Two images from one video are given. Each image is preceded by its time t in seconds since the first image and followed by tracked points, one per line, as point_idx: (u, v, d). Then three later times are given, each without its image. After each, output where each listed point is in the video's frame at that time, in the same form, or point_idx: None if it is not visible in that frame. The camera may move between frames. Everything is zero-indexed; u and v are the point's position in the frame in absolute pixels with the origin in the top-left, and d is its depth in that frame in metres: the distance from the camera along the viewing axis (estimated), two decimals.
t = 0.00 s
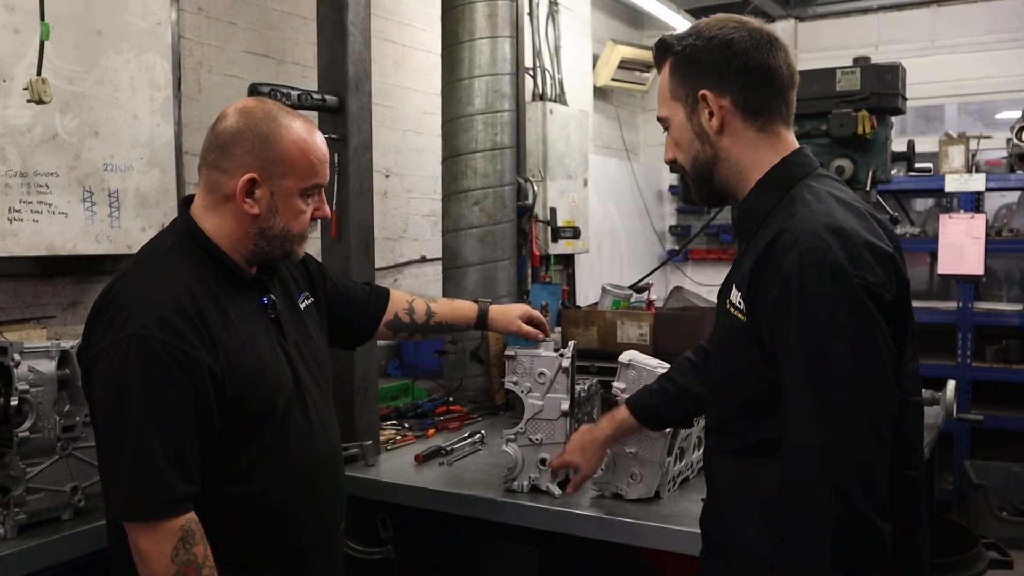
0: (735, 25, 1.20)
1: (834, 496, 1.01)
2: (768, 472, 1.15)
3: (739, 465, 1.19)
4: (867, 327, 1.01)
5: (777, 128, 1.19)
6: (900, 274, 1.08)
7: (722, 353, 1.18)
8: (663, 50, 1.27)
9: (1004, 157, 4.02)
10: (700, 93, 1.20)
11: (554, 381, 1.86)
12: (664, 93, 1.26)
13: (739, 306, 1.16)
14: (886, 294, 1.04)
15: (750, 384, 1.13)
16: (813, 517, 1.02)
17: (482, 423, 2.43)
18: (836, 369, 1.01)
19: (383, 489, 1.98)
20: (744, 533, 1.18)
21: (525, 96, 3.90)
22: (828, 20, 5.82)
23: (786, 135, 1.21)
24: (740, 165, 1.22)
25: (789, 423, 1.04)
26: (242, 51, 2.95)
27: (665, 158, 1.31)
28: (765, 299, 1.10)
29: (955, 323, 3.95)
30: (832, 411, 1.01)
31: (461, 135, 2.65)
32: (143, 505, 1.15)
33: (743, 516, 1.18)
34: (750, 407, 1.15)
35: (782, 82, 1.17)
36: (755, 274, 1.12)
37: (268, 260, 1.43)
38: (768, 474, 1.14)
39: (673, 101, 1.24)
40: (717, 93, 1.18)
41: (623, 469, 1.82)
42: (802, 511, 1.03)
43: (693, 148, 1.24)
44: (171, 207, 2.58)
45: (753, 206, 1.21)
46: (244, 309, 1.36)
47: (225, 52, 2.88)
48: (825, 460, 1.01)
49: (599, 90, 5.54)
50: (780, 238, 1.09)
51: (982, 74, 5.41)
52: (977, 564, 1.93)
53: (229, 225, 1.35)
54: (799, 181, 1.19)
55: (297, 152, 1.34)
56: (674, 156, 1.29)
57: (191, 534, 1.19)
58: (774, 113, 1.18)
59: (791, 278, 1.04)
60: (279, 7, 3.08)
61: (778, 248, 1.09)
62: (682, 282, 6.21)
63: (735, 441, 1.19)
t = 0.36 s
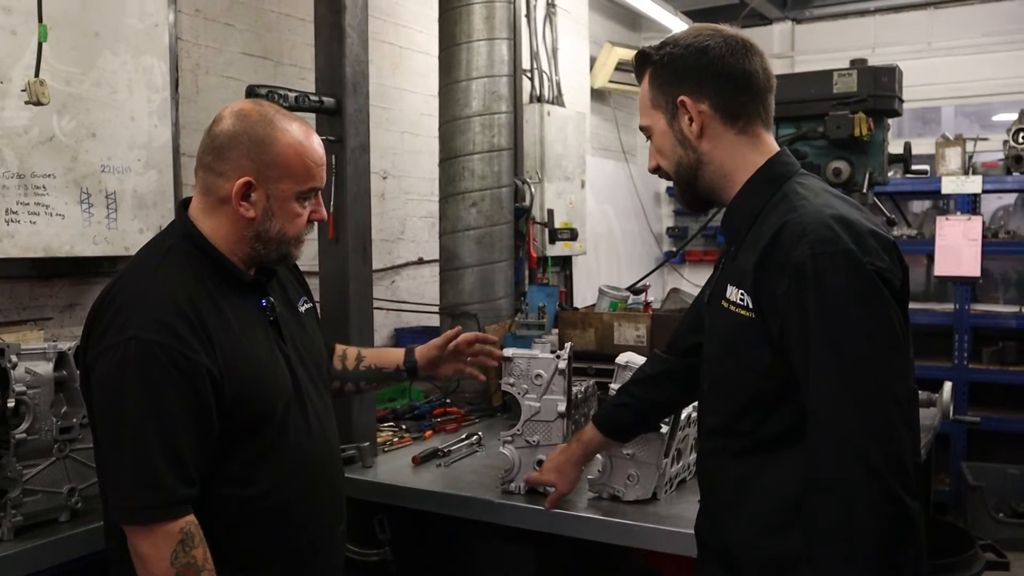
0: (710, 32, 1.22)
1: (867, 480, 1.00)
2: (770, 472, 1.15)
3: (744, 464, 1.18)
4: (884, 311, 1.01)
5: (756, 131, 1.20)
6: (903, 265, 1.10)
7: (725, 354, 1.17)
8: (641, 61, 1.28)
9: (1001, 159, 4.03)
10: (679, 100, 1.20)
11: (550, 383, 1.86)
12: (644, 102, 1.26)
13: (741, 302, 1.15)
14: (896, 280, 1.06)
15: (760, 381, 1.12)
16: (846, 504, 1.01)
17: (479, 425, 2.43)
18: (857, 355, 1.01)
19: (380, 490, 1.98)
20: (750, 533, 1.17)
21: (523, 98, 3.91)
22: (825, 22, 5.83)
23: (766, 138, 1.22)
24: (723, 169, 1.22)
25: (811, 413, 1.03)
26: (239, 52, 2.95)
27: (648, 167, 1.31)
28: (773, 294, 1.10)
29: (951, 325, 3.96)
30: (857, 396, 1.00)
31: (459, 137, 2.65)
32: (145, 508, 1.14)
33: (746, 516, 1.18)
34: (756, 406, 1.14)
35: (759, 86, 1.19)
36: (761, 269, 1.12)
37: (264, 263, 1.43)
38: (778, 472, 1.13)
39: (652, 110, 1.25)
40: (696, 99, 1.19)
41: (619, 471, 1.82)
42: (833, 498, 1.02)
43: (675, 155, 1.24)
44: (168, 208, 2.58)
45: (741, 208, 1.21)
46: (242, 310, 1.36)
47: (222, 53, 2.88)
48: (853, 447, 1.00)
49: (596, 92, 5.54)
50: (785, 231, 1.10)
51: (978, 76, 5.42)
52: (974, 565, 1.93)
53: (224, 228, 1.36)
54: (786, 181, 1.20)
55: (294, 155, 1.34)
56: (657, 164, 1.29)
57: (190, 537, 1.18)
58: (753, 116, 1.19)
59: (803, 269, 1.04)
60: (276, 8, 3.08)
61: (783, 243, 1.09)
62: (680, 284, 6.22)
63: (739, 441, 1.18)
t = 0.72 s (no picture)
0: (710, 35, 1.22)
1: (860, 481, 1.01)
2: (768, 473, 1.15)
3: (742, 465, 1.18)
4: (875, 315, 1.01)
5: (755, 134, 1.21)
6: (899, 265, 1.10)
7: (724, 354, 1.17)
8: (640, 62, 1.28)
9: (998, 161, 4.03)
10: (678, 102, 1.21)
11: (548, 385, 1.86)
12: (643, 103, 1.26)
13: (738, 304, 1.15)
14: (892, 281, 1.06)
15: (758, 380, 1.12)
16: (837, 506, 1.02)
17: (477, 426, 2.43)
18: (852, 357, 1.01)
19: (379, 492, 1.97)
20: (748, 534, 1.17)
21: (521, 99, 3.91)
22: (823, 24, 5.85)
23: (764, 141, 1.23)
24: (720, 171, 1.22)
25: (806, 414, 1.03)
26: (237, 54, 2.95)
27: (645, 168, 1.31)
28: (769, 294, 1.10)
29: (949, 326, 3.96)
30: (852, 397, 1.01)
31: (457, 139, 2.65)
32: (148, 509, 1.14)
33: (744, 517, 1.18)
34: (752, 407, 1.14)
35: (759, 90, 1.19)
36: (757, 269, 1.12)
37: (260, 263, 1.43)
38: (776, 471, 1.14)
39: (651, 111, 1.25)
40: (695, 101, 1.19)
41: (618, 472, 1.82)
42: (826, 499, 1.03)
43: (673, 156, 1.24)
44: (166, 210, 2.58)
45: (737, 211, 1.22)
46: (239, 310, 1.36)
47: (220, 54, 2.88)
48: (845, 449, 1.01)
49: (594, 94, 5.54)
50: (782, 231, 1.10)
51: (975, 78, 5.43)
52: (971, 566, 1.94)
53: (222, 227, 1.35)
54: (783, 182, 1.20)
55: (293, 155, 1.35)
56: (654, 165, 1.28)
57: (195, 535, 1.18)
58: (751, 119, 1.20)
59: (798, 269, 1.04)
60: (274, 10, 3.09)
61: (779, 244, 1.09)
62: (678, 286, 6.22)
63: (738, 442, 1.18)
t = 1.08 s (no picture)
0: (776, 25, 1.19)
1: (885, 485, 1.00)
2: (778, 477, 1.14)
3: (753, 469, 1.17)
4: (914, 315, 1.01)
5: (798, 133, 1.19)
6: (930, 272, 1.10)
7: (744, 352, 1.15)
8: (696, 32, 1.22)
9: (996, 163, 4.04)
10: (738, 79, 1.16)
11: (547, 386, 1.86)
12: (693, 72, 1.20)
13: (764, 302, 1.13)
14: (924, 286, 1.05)
15: (782, 381, 1.10)
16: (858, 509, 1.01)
17: (476, 427, 2.42)
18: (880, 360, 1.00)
19: (377, 494, 1.97)
20: (756, 539, 1.16)
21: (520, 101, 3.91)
22: (821, 26, 5.85)
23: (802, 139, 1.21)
24: (759, 159, 1.19)
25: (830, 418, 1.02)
26: (236, 55, 2.95)
27: (670, 140, 1.25)
28: (799, 292, 1.08)
29: (947, 328, 3.96)
30: (880, 400, 1.00)
31: (456, 140, 2.65)
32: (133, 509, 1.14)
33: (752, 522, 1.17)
34: (775, 410, 1.12)
35: (810, 90, 1.18)
36: (789, 270, 1.10)
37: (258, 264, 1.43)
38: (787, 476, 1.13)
39: (701, 83, 1.19)
40: (757, 83, 1.16)
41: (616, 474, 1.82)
42: (846, 502, 1.02)
43: (712, 133, 1.20)
44: (165, 211, 2.57)
45: (765, 207, 1.20)
46: (236, 310, 1.36)
47: (219, 56, 2.88)
48: (869, 452, 1.00)
49: (593, 95, 5.54)
50: (814, 231, 1.08)
51: (973, 80, 5.44)
52: (971, 568, 1.94)
53: (217, 228, 1.35)
54: (816, 181, 1.18)
55: (288, 155, 1.34)
56: (682, 139, 1.24)
57: (191, 509, 1.16)
58: (798, 116, 1.18)
59: (831, 268, 1.03)
60: (273, 11, 3.08)
61: (812, 241, 1.08)
62: (676, 287, 6.22)
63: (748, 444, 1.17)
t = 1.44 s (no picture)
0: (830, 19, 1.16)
1: (892, 500, 1.00)
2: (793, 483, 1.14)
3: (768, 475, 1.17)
4: (932, 329, 1.00)
5: (840, 139, 1.19)
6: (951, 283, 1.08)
7: (762, 357, 1.16)
8: (748, 20, 1.18)
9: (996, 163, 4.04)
10: (791, 83, 1.14)
11: (546, 387, 1.86)
12: (742, 66, 1.17)
13: (780, 307, 1.14)
14: (943, 297, 1.04)
15: (793, 390, 1.11)
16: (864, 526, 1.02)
17: (475, 428, 2.41)
18: (890, 371, 1.00)
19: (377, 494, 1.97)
20: (771, 546, 1.17)
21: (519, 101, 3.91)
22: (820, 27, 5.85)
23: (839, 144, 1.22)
24: (798, 163, 1.19)
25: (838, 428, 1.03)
26: (236, 56, 2.95)
27: (705, 132, 1.23)
28: (812, 299, 1.09)
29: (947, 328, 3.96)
30: (886, 412, 1.00)
31: (455, 140, 2.65)
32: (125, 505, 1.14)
33: (767, 529, 1.18)
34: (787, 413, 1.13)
35: (856, 94, 1.17)
36: (802, 277, 1.11)
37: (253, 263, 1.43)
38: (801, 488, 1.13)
39: (751, 80, 1.17)
40: (809, 89, 1.14)
41: (615, 474, 1.82)
42: (853, 517, 1.03)
43: (755, 132, 1.18)
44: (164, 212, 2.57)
45: (791, 211, 1.20)
46: (233, 311, 1.36)
47: (218, 56, 2.88)
48: (876, 466, 1.00)
49: (592, 96, 5.54)
50: (831, 239, 1.08)
51: (972, 81, 5.44)
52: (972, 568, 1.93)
53: (210, 226, 1.35)
54: (847, 184, 1.17)
55: (277, 151, 1.34)
56: (720, 132, 1.22)
57: (178, 478, 1.13)
58: (842, 122, 1.17)
59: (844, 276, 1.04)
60: (272, 11, 3.08)
61: (826, 248, 1.08)
62: (676, 288, 6.23)
63: (767, 450, 1.17)
